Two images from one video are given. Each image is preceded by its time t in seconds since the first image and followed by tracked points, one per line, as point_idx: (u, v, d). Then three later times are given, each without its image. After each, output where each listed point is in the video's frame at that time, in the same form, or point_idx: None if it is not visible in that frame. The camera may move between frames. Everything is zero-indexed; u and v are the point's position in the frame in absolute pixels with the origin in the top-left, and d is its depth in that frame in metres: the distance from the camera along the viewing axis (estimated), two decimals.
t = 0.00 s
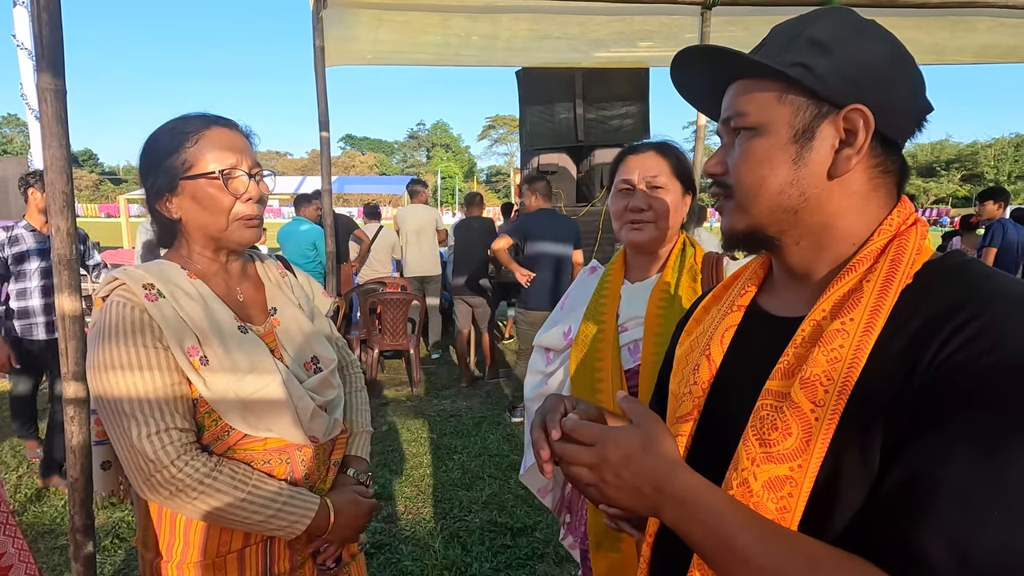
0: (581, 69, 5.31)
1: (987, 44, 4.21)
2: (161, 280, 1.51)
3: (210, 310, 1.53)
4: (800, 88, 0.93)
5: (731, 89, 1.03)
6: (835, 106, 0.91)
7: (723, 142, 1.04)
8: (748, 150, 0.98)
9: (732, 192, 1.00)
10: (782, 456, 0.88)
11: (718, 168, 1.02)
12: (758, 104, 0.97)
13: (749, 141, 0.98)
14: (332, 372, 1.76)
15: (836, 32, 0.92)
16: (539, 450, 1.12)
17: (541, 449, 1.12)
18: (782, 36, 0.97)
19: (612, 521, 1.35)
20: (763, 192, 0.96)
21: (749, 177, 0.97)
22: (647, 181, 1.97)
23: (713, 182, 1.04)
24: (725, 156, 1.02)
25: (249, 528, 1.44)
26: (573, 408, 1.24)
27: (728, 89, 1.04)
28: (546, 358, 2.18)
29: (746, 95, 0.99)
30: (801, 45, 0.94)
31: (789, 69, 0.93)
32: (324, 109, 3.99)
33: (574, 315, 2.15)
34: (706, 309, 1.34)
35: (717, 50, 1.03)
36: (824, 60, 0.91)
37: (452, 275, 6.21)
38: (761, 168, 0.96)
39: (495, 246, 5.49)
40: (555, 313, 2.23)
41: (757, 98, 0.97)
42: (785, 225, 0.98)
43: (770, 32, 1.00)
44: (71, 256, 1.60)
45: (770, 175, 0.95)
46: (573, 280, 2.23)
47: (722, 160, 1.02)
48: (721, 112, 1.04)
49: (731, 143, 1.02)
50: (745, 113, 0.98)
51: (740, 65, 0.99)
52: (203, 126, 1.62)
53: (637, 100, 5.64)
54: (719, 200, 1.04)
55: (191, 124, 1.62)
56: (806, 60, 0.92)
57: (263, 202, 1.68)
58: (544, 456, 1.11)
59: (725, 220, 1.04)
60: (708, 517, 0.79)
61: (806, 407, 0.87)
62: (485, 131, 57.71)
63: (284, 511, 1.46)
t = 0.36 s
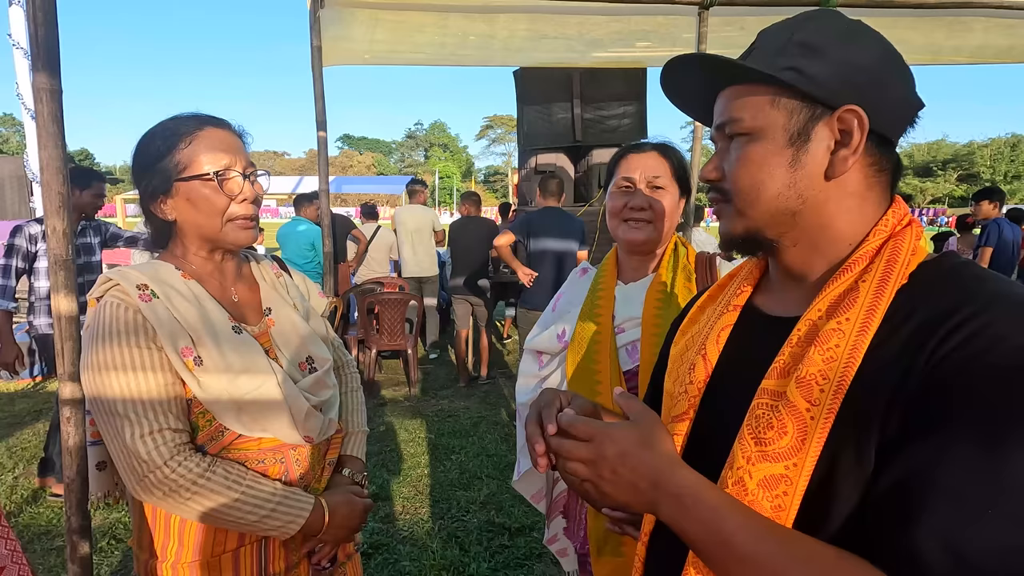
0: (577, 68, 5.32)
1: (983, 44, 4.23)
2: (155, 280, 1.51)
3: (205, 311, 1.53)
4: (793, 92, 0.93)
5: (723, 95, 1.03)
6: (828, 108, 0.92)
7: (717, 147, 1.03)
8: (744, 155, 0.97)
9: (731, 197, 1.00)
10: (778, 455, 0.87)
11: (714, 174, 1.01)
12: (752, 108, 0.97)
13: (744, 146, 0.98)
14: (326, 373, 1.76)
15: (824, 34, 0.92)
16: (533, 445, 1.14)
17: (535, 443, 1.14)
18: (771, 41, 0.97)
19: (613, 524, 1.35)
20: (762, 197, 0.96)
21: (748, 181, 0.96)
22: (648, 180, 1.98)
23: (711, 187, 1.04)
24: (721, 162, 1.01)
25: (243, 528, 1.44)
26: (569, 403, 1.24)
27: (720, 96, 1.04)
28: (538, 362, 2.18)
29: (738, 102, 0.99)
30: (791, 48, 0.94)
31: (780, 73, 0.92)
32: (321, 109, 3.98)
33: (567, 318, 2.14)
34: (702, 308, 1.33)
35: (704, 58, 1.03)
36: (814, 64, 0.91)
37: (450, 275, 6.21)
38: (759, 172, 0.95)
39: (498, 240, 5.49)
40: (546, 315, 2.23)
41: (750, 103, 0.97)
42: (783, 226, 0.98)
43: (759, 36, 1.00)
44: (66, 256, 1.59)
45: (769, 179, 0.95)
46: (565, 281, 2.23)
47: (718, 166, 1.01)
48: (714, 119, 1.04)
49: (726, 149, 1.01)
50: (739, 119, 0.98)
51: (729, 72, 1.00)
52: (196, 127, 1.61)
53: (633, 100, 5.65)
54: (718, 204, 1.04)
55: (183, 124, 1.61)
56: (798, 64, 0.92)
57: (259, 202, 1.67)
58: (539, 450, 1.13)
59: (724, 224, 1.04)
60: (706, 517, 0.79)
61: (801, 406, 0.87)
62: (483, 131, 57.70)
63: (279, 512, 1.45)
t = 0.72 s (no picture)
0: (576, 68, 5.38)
1: (980, 45, 4.24)
2: (151, 279, 1.50)
3: (202, 311, 1.53)
4: (835, 84, 0.91)
5: (748, 77, 0.98)
6: (864, 106, 0.91)
7: (741, 135, 0.97)
8: (779, 145, 0.92)
9: (763, 188, 0.94)
10: (767, 451, 0.87)
11: (742, 165, 0.96)
12: (791, 96, 0.92)
13: (782, 136, 0.92)
14: (322, 373, 1.75)
15: (857, 28, 0.92)
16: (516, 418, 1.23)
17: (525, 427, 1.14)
18: (814, 21, 0.92)
19: (613, 522, 1.35)
20: (801, 193, 0.92)
21: (786, 174, 0.92)
22: (642, 180, 1.97)
23: (733, 178, 0.97)
24: (749, 152, 0.95)
25: (239, 527, 1.43)
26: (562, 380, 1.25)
27: (747, 79, 0.98)
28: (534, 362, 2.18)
29: (776, 86, 0.94)
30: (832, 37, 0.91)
31: (828, 63, 0.89)
32: (320, 108, 3.98)
33: (564, 317, 2.14)
34: (697, 309, 1.33)
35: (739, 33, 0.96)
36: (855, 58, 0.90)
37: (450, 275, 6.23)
38: (799, 166, 0.91)
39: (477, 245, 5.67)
40: (542, 315, 2.23)
41: (789, 90, 0.92)
42: (809, 225, 0.95)
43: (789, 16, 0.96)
44: (63, 255, 1.59)
45: (808, 173, 0.91)
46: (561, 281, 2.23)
47: (745, 154, 0.95)
48: (737, 103, 0.98)
49: (754, 138, 0.95)
50: (780, 106, 0.93)
51: (770, 49, 0.93)
52: (194, 126, 1.61)
53: (632, 99, 5.64)
54: (737, 197, 0.97)
55: (181, 124, 1.61)
56: (842, 54, 0.89)
57: (257, 201, 1.67)
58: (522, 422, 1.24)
59: (734, 223, 0.99)
60: (698, 515, 0.79)
61: (791, 402, 0.87)
62: (481, 130, 57.69)
63: (274, 511, 1.45)
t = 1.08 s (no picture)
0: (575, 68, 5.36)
1: (977, 45, 4.25)
2: (148, 277, 1.50)
3: (199, 309, 1.52)
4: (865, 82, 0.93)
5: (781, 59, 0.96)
6: (881, 109, 0.96)
7: (772, 123, 0.95)
8: (816, 133, 0.91)
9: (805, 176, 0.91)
10: (763, 451, 0.87)
11: (776, 152, 0.93)
12: (829, 87, 0.92)
13: (820, 126, 0.91)
14: (319, 370, 1.75)
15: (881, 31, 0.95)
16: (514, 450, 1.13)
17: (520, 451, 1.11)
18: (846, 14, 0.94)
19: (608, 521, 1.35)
20: (834, 186, 0.92)
21: (824, 165, 0.91)
22: (637, 180, 1.98)
23: (761, 167, 0.94)
24: (783, 139, 0.93)
25: (237, 523, 1.43)
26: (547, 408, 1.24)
27: (779, 63, 0.96)
28: (530, 362, 2.17)
29: (811, 74, 0.93)
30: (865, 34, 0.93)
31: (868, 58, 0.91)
32: (318, 108, 3.97)
33: (560, 317, 2.14)
34: (686, 310, 1.33)
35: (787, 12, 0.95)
36: (885, 59, 0.93)
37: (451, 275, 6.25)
38: (835, 159, 0.91)
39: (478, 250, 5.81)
40: (538, 315, 2.23)
41: (828, 79, 0.92)
42: (828, 222, 0.95)
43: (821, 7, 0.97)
44: (60, 255, 1.59)
45: (841, 167, 0.92)
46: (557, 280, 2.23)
47: (783, 140, 0.93)
48: (770, 87, 0.96)
49: (790, 125, 0.94)
50: (818, 95, 0.92)
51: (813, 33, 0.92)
52: (189, 126, 1.60)
53: (631, 99, 5.63)
54: (768, 184, 0.93)
55: (176, 124, 1.60)
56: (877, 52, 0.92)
57: (251, 202, 1.66)
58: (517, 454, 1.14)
59: (753, 211, 0.96)
60: (692, 517, 0.79)
61: (785, 402, 0.87)
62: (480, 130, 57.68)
63: (272, 506, 1.44)
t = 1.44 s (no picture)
0: (573, 68, 5.36)
1: (974, 45, 4.26)
2: (146, 276, 1.50)
3: (196, 308, 1.52)
4: (847, 88, 0.94)
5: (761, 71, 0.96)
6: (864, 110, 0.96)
7: (756, 133, 0.96)
8: (802, 142, 0.92)
9: (794, 186, 0.92)
10: (757, 450, 0.88)
11: (761, 162, 0.94)
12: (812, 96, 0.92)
13: (804, 136, 0.92)
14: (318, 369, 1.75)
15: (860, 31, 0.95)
16: (521, 469, 1.10)
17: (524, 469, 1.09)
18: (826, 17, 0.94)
19: (605, 520, 1.35)
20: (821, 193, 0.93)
21: (809, 173, 0.92)
22: (635, 180, 1.98)
23: (748, 175, 0.95)
24: (767, 149, 0.94)
25: (235, 522, 1.43)
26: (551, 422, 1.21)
27: (762, 73, 0.96)
28: (528, 362, 2.18)
29: (794, 83, 0.93)
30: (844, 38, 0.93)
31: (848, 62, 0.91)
32: (316, 107, 3.97)
33: (557, 316, 2.14)
34: (679, 313, 1.33)
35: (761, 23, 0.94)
36: (866, 62, 0.93)
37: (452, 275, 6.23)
38: (818, 166, 0.92)
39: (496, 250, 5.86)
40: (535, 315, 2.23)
41: (808, 90, 0.93)
42: (818, 226, 0.95)
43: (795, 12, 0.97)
44: (58, 256, 1.59)
45: (824, 174, 0.92)
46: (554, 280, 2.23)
47: (771, 150, 0.94)
48: (754, 96, 0.96)
49: (775, 135, 0.94)
50: (802, 104, 0.92)
51: (796, 41, 0.92)
52: (189, 127, 1.61)
53: (629, 99, 5.63)
54: (759, 194, 0.94)
55: (175, 124, 1.60)
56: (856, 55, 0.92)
57: (250, 201, 1.67)
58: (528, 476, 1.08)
59: (744, 219, 0.96)
60: (687, 518, 0.79)
61: (778, 400, 0.87)
62: (478, 130, 57.68)
63: (270, 506, 1.44)
